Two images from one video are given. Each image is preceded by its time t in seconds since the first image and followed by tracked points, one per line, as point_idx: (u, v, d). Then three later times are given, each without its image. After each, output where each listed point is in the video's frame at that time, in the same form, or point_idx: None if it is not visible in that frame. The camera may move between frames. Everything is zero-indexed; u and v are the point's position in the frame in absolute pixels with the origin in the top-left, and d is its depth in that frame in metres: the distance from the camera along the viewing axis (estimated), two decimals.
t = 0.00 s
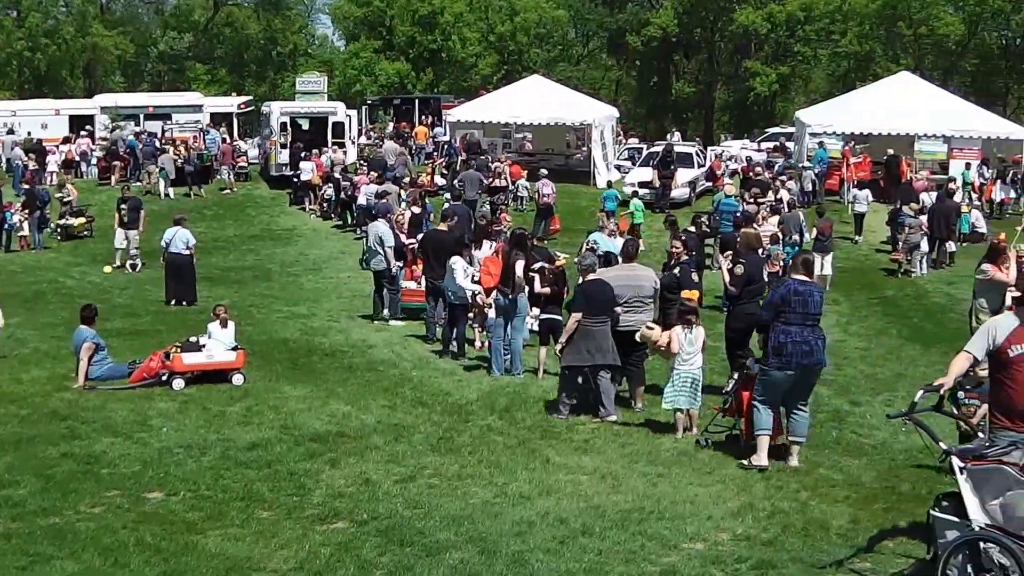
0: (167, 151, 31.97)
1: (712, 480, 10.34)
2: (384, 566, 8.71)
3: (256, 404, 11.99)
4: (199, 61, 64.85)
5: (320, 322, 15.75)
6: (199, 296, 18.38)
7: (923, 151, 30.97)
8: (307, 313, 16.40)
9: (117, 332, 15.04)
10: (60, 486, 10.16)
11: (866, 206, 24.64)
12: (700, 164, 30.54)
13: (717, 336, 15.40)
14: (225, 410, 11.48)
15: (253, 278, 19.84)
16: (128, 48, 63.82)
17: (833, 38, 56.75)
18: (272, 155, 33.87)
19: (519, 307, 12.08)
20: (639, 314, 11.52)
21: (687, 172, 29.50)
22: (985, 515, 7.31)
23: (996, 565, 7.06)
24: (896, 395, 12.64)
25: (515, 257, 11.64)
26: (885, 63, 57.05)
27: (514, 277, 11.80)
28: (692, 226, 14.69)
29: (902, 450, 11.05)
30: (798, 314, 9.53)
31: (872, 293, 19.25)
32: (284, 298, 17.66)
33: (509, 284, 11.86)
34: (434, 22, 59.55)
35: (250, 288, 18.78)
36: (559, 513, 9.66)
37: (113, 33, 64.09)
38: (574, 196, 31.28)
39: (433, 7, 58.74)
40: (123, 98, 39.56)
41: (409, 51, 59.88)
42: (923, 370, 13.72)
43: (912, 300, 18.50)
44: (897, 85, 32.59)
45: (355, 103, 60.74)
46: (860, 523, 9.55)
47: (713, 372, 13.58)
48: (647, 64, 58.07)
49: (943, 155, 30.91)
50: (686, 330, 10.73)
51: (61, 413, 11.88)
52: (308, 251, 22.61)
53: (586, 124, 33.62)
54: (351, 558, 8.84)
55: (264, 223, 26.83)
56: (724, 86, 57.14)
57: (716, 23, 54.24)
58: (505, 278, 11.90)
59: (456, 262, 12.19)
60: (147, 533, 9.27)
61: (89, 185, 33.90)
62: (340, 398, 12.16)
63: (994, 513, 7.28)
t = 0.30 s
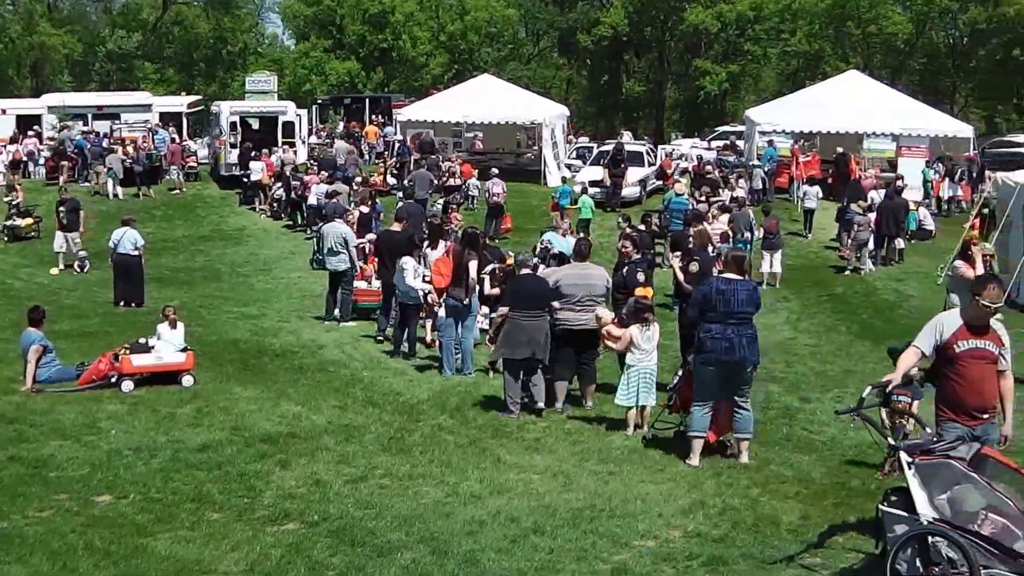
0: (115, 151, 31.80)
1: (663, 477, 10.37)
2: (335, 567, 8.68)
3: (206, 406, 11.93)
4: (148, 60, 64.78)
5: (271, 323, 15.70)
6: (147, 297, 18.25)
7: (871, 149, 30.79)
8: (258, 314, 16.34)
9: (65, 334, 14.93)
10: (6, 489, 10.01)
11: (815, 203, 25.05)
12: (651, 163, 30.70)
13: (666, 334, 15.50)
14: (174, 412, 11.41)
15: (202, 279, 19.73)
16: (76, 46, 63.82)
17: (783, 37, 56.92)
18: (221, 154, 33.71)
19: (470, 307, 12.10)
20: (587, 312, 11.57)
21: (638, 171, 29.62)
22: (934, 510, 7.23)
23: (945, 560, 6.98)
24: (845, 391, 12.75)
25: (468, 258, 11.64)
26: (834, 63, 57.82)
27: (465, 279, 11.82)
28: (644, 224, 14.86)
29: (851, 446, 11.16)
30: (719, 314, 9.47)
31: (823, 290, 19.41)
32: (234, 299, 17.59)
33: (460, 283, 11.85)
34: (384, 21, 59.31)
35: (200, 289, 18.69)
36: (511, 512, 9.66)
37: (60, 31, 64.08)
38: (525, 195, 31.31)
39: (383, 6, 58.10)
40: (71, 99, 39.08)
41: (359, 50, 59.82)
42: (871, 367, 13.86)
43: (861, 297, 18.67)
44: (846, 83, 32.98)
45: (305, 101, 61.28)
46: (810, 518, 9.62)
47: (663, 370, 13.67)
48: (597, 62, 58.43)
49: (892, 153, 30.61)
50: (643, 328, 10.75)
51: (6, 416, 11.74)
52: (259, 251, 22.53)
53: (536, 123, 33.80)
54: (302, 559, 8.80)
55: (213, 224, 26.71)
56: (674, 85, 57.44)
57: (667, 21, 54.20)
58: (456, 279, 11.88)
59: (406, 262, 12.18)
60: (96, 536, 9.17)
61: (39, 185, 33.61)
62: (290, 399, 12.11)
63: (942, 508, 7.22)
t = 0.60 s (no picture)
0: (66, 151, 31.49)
1: (618, 476, 10.41)
2: (290, 568, 8.63)
3: (160, 407, 11.87)
4: (99, 60, 64.32)
5: (225, 324, 15.66)
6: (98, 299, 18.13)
7: (822, 148, 31.10)
8: (211, 315, 16.29)
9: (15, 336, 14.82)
10: None
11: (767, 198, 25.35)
12: (604, 163, 30.90)
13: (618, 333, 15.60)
14: (127, 414, 11.34)
15: (155, 280, 19.61)
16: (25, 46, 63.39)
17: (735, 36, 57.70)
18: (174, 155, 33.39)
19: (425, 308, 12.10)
20: (546, 313, 11.58)
21: (591, 171, 29.78)
22: (887, 506, 7.23)
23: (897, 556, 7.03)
24: (798, 388, 12.87)
25: (421, 258, 11.70)
26: (785, 62, 58.03)
27: (420, 279, 11.81)
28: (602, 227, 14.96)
29: (806, 443, 11.25)
30: (648, 313, 9.70)
31: (777, 288, 19.56)
32: (187, 300, 17.52)
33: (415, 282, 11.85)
34: (337, 21, 59.25)
35: (152, 290, 18.62)
36: (465, 512, 9.66)
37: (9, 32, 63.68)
38: (480, 195, 31.27)
39: (337, 5, 58.18)
40: (21, 99, 39.12)
41: (312, 49, 59.57)
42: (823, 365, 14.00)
43: (813, 295, 18.83)
44: (799, 83, 33.16)
45: (258, 101, 61.22)
46: (763, 515, 9.69)
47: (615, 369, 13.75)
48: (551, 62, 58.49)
49: (844, 151, 30.87)
50: (600, 327, 10.93)
51: None
52: (211, 252, 22.45)
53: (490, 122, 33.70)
54: (257, 561, 8.74)
55: (167, 224, 26.58)
56: (628, 83, 57.49)
57: (620, 21, 54.59)
58: (410, 278, 11.87)
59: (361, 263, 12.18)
60: (48, 540, 9.07)
61: None
62: (244, 400, 12.07)
63: (894, 503, 7.22)
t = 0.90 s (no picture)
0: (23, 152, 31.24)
1: (576, 475, 10.41)
2: (249, 569, 8.55)
3: (118, 410, 11.83)
4: (55, 60, 63.88)
5: (183, 325, 15.66)
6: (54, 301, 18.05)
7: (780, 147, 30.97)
8: (169, 316, 16.29)
9: None
10: None
11: (725, 198, 26.06)
12: (563, 162, 30.85)
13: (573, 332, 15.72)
14: (85, 417, 11.29)
15: (112, 281, 19.51)
16: None
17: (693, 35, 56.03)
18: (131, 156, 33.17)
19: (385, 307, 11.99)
20: (511, 312, 11.55)
21: (550, 170, 29.91)
22: (844, 503, 7.21)
23: (854, 553, 7.02)
24: (755, 386, 12.98)
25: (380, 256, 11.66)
26: (742, 61, 58.11)
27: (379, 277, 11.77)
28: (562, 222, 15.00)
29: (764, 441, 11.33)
30: (596, 314, 9.75)
31: (735, 286, 19.67)
32: (144, 301, 17.50)
33: (373, 282, 11.79)
34: (294, 20, 59.14)
35: (109, 291, 18.54)
36: (424, 512, 9.62)
37: None
38: (440, 194, 31.19)
39: (295, 5, 58.02)
40: None
41: (269, 49, 59.48)
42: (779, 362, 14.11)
43: (771, 293, 18.96)
44: (756, 82, 33.38)
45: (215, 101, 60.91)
46: (722, 514, 9.70)
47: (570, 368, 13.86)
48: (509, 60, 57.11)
49: (801, 149, 30.84)
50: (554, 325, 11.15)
51: None
52: (169, 253, 22.41)
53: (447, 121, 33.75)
54: (216, 564, 8.66)
55: (125, 225, 26.48)
56: (586, 83, 57.00)
57: (577, 21, 54.01)
58: (368, 278, 11.83)
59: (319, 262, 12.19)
60: (5, 544, 8.97)
61: None
62: (203, 402, 12.07)
63: (851, 500, 7.20)
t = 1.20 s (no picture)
0: None
1: (542, 475, 10.38)
2: (214, 570, 8.40)
3: (83, 412, 11.80)
4: (18, 61, 62.89)
5: (147, 328, 15.68)
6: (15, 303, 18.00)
7: (745, 146, 31.07)
8: (134, 318, 16.31)
9: None
10: None
11: (690, 195, 26.47)
12: (528, 162, 30.96)
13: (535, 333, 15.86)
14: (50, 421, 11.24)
15: (77, 283, 19.42)
16: None
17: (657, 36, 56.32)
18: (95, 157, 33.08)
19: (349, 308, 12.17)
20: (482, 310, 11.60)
21: (515, 169, 29.99)
22: (809, 501, 7.14)
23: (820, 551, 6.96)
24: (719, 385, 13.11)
25: (341, 257, 11.82)
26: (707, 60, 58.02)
27: (341, 279, 11.94)
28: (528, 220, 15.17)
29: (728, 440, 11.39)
30: (563, 315, 9.75)
31: (701, 284, 19.77)
32: (108, 303, 17.46)
33: (338, 287, 11.95)
34: (259, 21, 59.18)
35: (73, 294, 18.45)
36: (391, 513, 9.51)
37: None
38: (406, 194, 31.25)
39: (259, 6, 57.97)
40: None
41: (234, 50, 59.64)
42: (743, 361, 14.22)
43: (737, 291, 19.04)
44: (720, 81, 33.48)
45: (181, 101, 60.66)
46: (688, 513, 9.62)
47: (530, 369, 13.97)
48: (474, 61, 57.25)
49: (765, 149, 30.95)
50: (514, 325, 11.09)
51: None
52: (134, 255, 22.37)
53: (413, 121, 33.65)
54: (182, 566, 8.50)
55: (90, 227, 26.38)
56: (552, 83, 56.78)
57: (543, 20, 53.64)
58: (334, 282, 11.97)
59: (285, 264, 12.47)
60: None
61: None
62: (168, 405, 12.07)
63: (816, 499, 7.14)
